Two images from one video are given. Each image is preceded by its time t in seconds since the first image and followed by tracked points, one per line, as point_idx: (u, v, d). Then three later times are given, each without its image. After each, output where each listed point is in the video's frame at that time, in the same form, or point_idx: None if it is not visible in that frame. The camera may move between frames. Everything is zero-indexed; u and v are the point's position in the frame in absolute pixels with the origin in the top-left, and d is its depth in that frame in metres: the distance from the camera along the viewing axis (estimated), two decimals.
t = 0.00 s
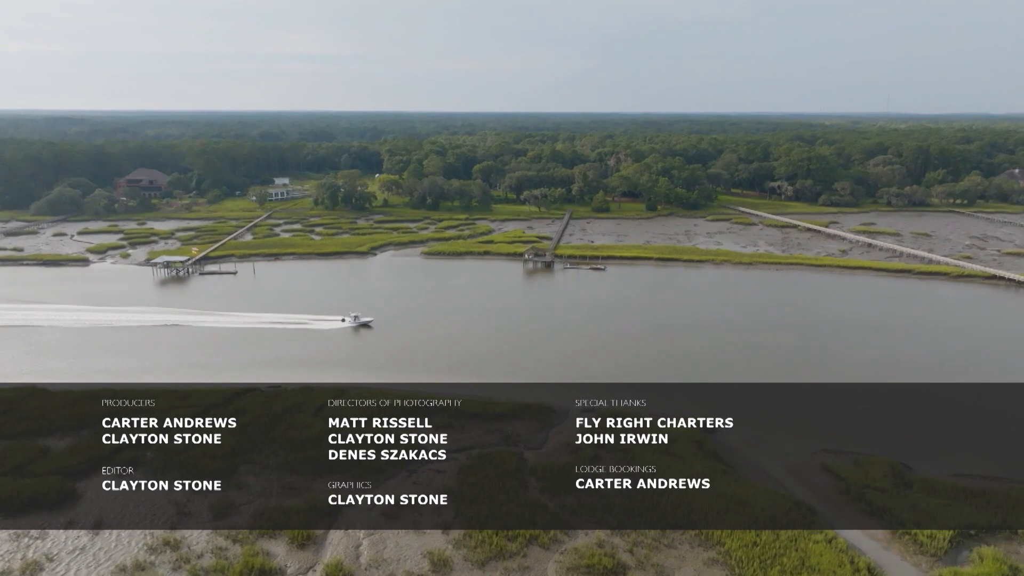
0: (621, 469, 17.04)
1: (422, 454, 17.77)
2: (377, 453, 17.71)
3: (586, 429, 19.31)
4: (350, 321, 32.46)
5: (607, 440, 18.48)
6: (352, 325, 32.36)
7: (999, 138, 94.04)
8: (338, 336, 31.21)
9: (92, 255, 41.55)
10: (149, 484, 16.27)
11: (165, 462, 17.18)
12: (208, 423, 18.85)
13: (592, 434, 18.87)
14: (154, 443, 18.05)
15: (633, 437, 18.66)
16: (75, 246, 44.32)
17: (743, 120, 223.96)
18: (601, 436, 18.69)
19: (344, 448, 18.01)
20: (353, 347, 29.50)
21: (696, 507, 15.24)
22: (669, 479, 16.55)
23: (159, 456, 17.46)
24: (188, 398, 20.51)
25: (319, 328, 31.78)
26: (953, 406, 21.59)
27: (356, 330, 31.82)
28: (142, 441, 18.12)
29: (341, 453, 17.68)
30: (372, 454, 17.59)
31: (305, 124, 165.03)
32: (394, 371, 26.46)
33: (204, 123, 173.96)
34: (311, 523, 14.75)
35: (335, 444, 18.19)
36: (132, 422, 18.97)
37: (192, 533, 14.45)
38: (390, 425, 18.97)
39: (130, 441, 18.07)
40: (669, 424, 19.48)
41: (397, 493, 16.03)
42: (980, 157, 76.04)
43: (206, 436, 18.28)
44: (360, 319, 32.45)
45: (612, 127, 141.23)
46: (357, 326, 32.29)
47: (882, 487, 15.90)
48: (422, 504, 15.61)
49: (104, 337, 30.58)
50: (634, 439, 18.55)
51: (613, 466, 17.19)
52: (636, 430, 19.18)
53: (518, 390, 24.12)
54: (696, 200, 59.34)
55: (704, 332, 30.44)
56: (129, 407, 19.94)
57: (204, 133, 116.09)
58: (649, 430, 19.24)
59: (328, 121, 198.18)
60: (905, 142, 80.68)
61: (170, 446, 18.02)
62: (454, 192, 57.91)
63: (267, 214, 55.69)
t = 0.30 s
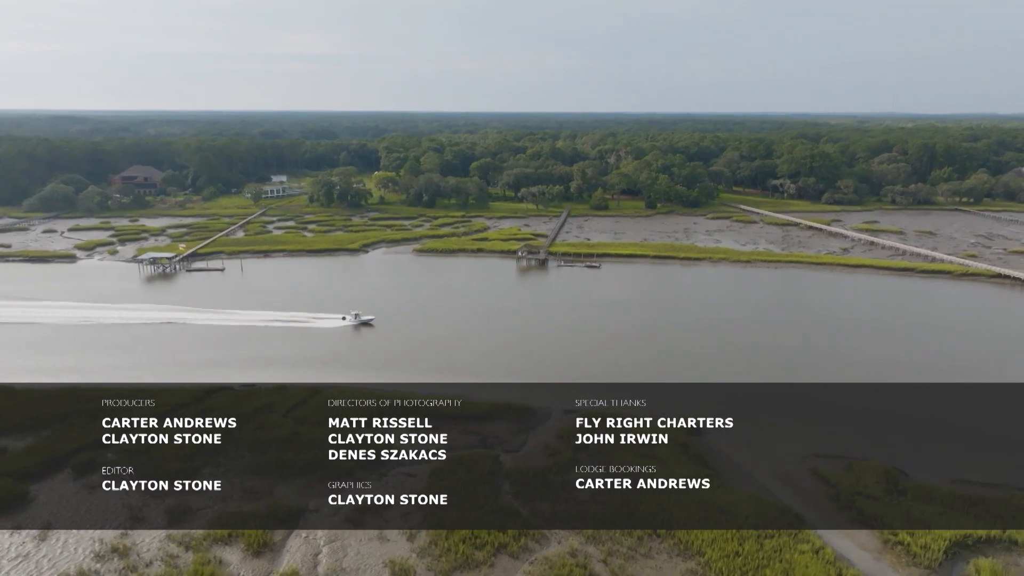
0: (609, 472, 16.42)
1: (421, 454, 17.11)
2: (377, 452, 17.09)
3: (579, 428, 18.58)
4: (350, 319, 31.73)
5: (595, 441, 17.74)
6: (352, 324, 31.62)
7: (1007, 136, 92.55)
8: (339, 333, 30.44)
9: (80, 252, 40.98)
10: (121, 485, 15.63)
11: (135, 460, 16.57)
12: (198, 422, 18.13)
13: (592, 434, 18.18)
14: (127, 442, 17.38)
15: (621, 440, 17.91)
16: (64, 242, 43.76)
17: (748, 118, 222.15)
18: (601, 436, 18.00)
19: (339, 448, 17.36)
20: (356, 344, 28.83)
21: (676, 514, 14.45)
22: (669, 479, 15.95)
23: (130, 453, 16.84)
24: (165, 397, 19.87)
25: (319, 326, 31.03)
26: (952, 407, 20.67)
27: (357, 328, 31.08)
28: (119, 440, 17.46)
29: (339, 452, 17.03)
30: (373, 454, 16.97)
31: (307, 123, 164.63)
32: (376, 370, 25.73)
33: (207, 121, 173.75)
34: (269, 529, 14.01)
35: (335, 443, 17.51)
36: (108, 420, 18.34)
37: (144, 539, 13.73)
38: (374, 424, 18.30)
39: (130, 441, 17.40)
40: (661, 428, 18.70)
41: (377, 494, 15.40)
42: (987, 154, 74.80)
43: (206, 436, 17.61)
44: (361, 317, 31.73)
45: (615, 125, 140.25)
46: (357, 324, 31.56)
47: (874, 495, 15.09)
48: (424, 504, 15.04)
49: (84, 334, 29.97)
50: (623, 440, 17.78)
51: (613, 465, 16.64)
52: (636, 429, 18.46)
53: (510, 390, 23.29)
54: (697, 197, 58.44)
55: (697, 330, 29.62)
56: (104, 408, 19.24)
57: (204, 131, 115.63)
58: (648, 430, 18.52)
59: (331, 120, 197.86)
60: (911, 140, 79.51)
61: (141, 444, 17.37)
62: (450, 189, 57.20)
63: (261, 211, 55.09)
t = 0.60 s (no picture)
0: (609, 472, 15.86)
1: (421, 454, 16.53)
2: (377, 453, 16.58)
3: (578, 428, 17.93)
4: (350, 318, 30.94)
5: (595, 442, 17.12)
6: (353, 322, 30.86)
7: (1014, 135, 91.45)
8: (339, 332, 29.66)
9: (69, 249, 40.47)
10: (121, 485, 15.08)
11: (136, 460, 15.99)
12: (198, 422, 17.57)
13: (591, 434, 17.56)
14: (127, 442, 16.76)
15: (620, 439, 17.30)
16: (55, 240, 43.28)
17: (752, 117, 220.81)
18: (600, 437, 17.37)
19: (339, 448, 16.79)
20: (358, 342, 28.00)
21: (658, 520, 13.78)
22: (669, 479, 15.46)
23: (130, 452, 16.25)
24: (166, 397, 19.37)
25: (318, 325, 30.28)
26: (951, 407, 19.93)
27: (358, 327, 30.33)
28: (119, 440, 16.85)
29: (339, 452, 16.47)
30: (372, 455, 16.47)
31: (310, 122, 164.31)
32: (361, 368, 25.13)
33: (210, 120, 173.84)
34: (230, 534, 13.36)
35: (335, 443, 16.95)
36: (108, 421, 17.75)
37: (98, 545, 13.11)
38: (373, 424, 17.76)
39: (130, 441, 16.79)
40: (661, 429, 18.13)
41: (378, 495, 14.83)
42: (993, 152, 73.78)
43: (206, 436, 17.05)
44: (361, 316, 30.97)
45: (618, 123, 139.44)
46: (359, 323, 30.80)
47: (867, 501, 14.38)
48: (425, 504, 14.51)
49: (66, 332, 29.43)
50: (624, 441, 17.17)
51: (613, 465, 16.09)
52: (635, 430, 17.85)
53: (505, 390, 22.63)
54: (697, 195, 57.68)
55: (692, 328, 28.90)
56: (103, 408, 18.66)
57: (205, 130, 115.30)
58: (648, 431, 17.93)
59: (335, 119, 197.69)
60: (916, 138, 78.55)
61: (141, 444, 16.76)
62: (448, 187, 56.60)
63: (256, 209, 54.56)
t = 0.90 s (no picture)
0: (610, 471, 15.23)
1: (422, 454, 15.97)
2: (378, 453, 16.08)
3: (578, 428, 17.29)
4: (350, 316, 30.02)
5: (595, 441, 16.48)
6: (353, 321, 29.97)
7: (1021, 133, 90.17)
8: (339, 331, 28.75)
9: (57, 245, 39.98)
10: (121, 485, 14.51)
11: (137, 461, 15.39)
12: (199, 421, 16.93)
13: (591, 434, 16.91)
14: (127, 441, 16.05)
15: (618, 437, 16.71)
16: (44, 236, 42.79)
17: (757, 117, 219.35)
18: (601, 436, 16.73)
19: (340, 448, 16.29)
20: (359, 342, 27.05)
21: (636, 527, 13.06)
22: (670, 479, 14.98)
23: (118, 452, 15.61)
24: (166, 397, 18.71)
25: (318, 323, 29.41)
26: (949, 408, 19.14)
27: (358, 326, 29.44)
28: (119, 440, 16.13)
29: (340, 452, 16.02)
30: (373, 454, 15.97)
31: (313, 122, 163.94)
32: (344, 367, 24.48)
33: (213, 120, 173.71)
34: (185, 540, 12.66)
35: (335, 443, 16.42)
36: (107, 421, 17.00)
37: (45, 551, 12.45)
38: (374, 424, 17.20)
39: (130, 441, 16.05)
40: (661, 427, 17.54)
41: (378, 495, 14.23)
42: (999, 150, 72.63)
43: (206, 436, 16.43)
44: (362, 314, 30.07)
45: (621, 123, 138.58)
46: (360, 321, 29.89)
47: (858, 507, 13.65)
48: (424, 504, 13.96)
49: (46, 330, 28.90)
50: (625, 440, 16.57)
51: (614, 464, 15.47)
52: (636, 430, 17.27)
53: (503, 390, 21.90)
54: (697, 193, 56.88)
55: (687, 326, 28.16)
56: (102, 408, 17.94)
57: (206, 128, 114.83)
58: (648, 430, 17.35)
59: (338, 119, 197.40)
60: (921, 135, 77.41)
61: (141, 444, 16.07)
62: (444, 184, 55.94)
63: (251, 206, 54.00)
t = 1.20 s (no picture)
0: (610, 471, 14.73)
1: (422, 454, 15.45)
2: (378, 453, 15.50)
3: (578, 428, 16.63)
4: (352, 314, 29.35)
5: (595, 441, 15.87)
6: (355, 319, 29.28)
7: None
8: (340, 330, 28.06)
9: (47, 241, 39.54)
10: (122, 485, 14.01)
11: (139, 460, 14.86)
12: (200, 420, 16.37)
13: (592, 434, 16.28)
14: (127, 441, 15.50)
15: (616, 437, 16.18)
16: (35, 232, 42.37)
17: (762, 116, 217.74)
18: (601, 436, 16.08)
19: (340, 448, 15.83)
20: (361, 340, 26.30)
21: (613, 534, 12.39)
22: (670, 479, 14.56)
23: (79, 452, 15.03)
24: (168, 396, 18.05)
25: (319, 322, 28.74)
26: (946, 408, 18.42)
27: (359, 324, 28.76)
28: (119, 440, 15.60)
29: (340, 452, 15.56)
30: (373, 454, 15.38)
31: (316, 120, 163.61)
32: (327, 365, 23.89)
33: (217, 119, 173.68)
34: (137, 545, 12.05)
35: (335, 444, 15.90)
36: (108, 421, 16.40)
37: None
38: (374, 423, 16.57)
39: (130, 442, 15.54)
40: (661, 426, 16.90)
41: (379, 493, 13.79)
42: (1006, 149, 71.60)
43: (207, 436, 15.87)
44: (364, 312, 29.39)
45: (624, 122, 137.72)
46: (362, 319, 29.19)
47: (849, 514, 12.95)
48: (425, 505, 13.56)
49: (29, 327, 28.45)
50: (623, 439, 16.04)
51: (614, 464, 14.98)
52: (636, 430, 16.69)
53: (501, 391, 21.18)
54: (698, 191, 56.13)
55: (682, 325, 27.51)
56: (102, 408, 17.34)
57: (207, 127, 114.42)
58: (648, 431, 16.78)
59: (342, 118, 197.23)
60: (927, 134, 76.40)
61: (142, 445, 15.51)
62: (442, 181, 55.33)
63: (246, 203, 53.52)
